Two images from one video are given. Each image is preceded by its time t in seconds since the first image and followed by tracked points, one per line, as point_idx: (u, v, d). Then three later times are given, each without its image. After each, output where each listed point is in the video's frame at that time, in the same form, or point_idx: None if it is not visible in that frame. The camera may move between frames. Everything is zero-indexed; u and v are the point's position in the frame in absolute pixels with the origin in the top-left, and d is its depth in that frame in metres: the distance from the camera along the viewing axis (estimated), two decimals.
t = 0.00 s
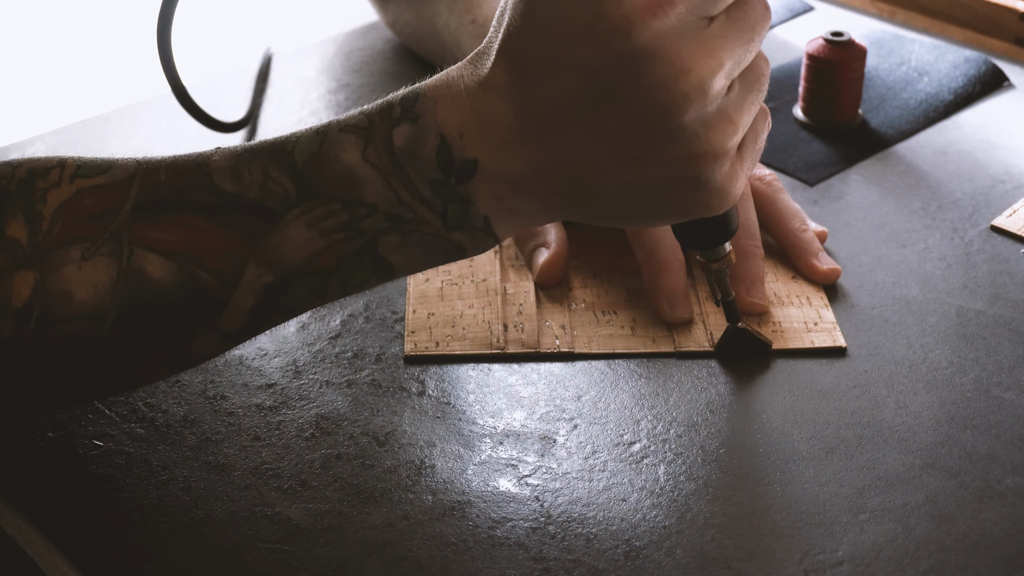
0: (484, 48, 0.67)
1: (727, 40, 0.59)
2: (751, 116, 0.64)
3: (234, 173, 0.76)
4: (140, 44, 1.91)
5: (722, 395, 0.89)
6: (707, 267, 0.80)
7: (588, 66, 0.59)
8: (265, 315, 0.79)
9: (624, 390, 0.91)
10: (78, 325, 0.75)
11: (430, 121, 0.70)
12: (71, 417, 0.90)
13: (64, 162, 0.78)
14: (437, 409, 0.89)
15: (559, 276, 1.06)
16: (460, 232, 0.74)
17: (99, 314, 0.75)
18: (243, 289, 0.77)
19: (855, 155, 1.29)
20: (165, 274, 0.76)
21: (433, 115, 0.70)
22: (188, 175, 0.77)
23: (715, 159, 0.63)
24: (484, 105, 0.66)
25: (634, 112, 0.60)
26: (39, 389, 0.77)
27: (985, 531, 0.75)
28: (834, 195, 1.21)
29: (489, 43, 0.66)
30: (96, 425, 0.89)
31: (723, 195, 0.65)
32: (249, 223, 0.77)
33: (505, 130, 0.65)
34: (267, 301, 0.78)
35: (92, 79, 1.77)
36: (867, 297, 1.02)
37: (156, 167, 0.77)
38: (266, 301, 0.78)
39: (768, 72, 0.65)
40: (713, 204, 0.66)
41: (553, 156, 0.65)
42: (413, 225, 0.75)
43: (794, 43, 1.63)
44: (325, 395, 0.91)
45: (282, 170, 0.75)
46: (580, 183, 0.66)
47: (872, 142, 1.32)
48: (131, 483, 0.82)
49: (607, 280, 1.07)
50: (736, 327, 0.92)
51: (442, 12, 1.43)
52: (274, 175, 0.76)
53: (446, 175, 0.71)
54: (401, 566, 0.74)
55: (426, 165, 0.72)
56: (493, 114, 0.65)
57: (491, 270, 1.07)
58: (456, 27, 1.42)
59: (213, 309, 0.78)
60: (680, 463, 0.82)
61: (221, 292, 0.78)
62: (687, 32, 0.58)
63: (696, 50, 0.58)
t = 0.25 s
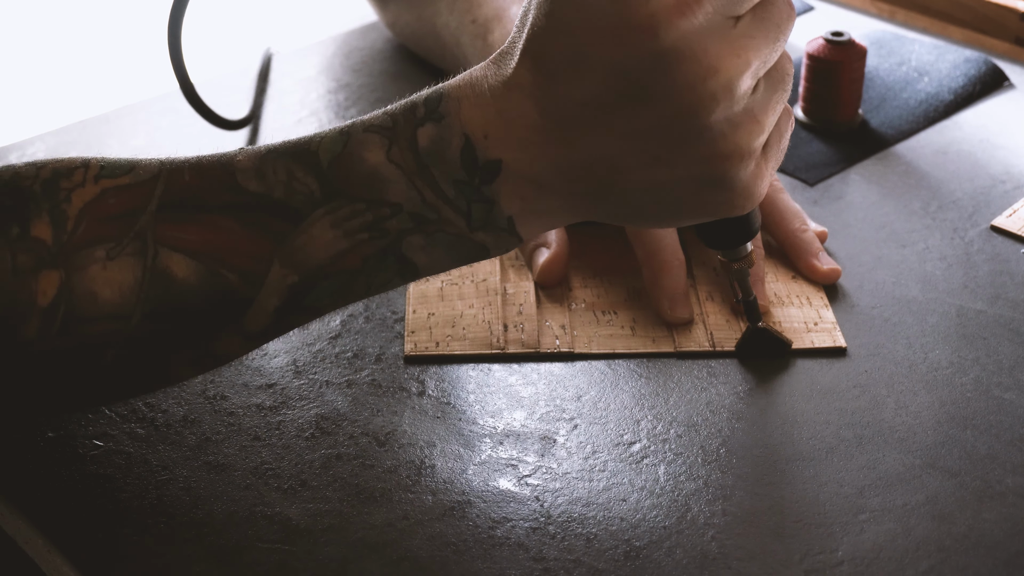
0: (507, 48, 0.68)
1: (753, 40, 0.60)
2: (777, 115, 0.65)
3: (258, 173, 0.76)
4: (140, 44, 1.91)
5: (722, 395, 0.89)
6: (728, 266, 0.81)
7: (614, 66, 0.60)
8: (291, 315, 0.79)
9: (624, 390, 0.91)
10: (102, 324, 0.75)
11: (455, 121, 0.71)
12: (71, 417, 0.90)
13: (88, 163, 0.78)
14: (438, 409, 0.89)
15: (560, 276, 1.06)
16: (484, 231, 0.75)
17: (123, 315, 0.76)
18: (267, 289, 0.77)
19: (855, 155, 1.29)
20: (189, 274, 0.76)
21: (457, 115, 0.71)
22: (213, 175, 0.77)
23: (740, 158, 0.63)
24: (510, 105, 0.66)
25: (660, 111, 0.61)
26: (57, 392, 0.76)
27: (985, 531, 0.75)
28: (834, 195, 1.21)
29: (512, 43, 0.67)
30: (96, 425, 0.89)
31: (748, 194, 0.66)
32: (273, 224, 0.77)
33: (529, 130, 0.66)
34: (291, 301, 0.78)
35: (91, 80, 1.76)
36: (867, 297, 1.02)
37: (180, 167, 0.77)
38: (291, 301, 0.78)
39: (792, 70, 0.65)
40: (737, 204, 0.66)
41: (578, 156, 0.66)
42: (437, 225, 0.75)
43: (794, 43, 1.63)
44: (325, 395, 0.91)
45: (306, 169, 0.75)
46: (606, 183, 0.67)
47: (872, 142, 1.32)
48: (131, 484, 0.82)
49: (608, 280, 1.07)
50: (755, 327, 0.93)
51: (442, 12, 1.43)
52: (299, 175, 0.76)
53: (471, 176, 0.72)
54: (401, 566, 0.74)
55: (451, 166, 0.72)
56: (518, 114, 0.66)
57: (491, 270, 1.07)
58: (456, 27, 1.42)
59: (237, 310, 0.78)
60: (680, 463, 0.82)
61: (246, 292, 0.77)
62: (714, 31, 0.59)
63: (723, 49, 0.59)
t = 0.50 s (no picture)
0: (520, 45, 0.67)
1: (769, 35, 0.60)
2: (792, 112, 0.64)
3: (270, 170, 0.76)
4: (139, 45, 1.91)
5: (722, 395, 0.89)
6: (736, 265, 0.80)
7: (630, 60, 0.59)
8: (303, 313, 0.78)
9: (624, 390, 0.91)
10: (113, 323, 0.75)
11: (466, 117, 0.70)
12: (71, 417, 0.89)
13: (99, 160, 0.77)
14: (437, 410, 0.89)
15: (557, 277, 1.06)
16: (496, 228, 0.74)
17: (135, 313, 0.75)
18: (280, 286, 0.77)
19: (855, 155, 1.29)
20: (202, 272, 0.76)
21: (469, 111, 0.70)
22: (226, 173, 0.76)
23: (755, 155, 0.63)
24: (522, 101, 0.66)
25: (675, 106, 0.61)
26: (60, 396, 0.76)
27: (985, 531, 0.75)
28: (834, 196, 1.21)
29: (525, 40, 0.66)
30: (95, 425, 0.89)
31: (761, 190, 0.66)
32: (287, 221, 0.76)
33: (541, 126, 0.66)
34: (305, 298, 0.77)
35: (92, 79, 1.77)
36: (867, 297, 1.02)
37: (192, 165, 0.77)
38: (304, 298, 0.77)
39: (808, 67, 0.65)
40: (750, 199, 0.66)
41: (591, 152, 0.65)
42: (450, 222, 0.75)
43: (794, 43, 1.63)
44: (325, 395, 0.91)
45: (319, 166, 0.75)
46: (618, 179, 0.66)
47: (872, 142, 1.32)
48: (130, 484, 0.82)
49: (607, 280, 1.07)
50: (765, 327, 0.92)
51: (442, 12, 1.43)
52: (311, 172, 0.75)
53: (483, 172, 0.71)
54: (401, 566, 0.74)
55: (463, 163, 0.72)
56: (530, 109, 0.66)
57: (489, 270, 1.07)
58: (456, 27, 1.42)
59: (249, 308, 0.77)
60: (680, 463, 0.82)
61: (259, 289, 0.77)
62: (731, 26, 0.58)
63: (740, 44, 0.59)
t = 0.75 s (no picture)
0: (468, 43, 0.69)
1: (714, 35, 0.62)
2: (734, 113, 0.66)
3: (214, 166, 0.77)
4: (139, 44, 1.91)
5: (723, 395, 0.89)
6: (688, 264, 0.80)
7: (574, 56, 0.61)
8: (239, 309, 0.80)
9: (624, 391, 0.91)
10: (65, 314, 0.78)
11: (413, 114, 0.71)
12: (72, 417, 0.90)
13: (43, 152, 0.80)
14: (436, 411, 0.89)
15: (514, 276, 1.05)
16: (440, 227, 0.76)
17: (79, 305, 0.78)
18: (219, 282, 0.79)
19: (855, 155, 1.29)
20: (140, 266, 0.78)
21: (418, 108, 0.71)
22: (168, 168, 0.77)
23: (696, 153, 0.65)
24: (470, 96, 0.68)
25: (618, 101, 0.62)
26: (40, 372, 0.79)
27: (985, 531, 0.75)
28: (833, 195, 1.21)
29: (474, 36, 0.68)
30: (96, 425, 0.89)
31: (703, 189, 0.67)
32: (232, 215, 0.78)
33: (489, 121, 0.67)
34: (244, 294, 0.80)
35: (91, 79, 1.77)
36: (867, 297, 1.02)
37: (136, 158, 0.78)
38: (242, 293, 0.80)
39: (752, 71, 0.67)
40: (691, 199, 0.68)
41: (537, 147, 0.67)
42: (393, 219, 0.76)
43: (794, 43, 1.63)
44: (325, 394, 0.91)
45: (261, 160, 0.76)
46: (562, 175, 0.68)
47: (872, 142, 1.32)
48: (131, 483, 0.82)
49: (560, 282, 1.06)
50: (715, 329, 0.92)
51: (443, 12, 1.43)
52: (253, 166, 0.76)
53: (427, 169, 0.73)
54: (401, 566, 0.74)
55: (408, 158, 0.73)
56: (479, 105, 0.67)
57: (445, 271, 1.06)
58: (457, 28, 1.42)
59: (187, 302, 0.79)
60: (680, 463, 0.82)
61: (195, 284, 0.79)
62: (676, 25, 0.60)
63: (683, 43, 0.61)
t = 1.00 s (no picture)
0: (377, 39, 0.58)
1: (617, 34, 0.52)
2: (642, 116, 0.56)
3: (117, 157, 0.68)
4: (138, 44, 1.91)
5: (722, 395, 0.89)
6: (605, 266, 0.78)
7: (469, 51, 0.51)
8: (147, 306, 0.71)
9: (624, 390, 0.91)
10: None
11: (321, 109, 0.60)
12: (72, 417, 0.90)
13: None
14: (434, 411, 0.89)
15: (442, 276, 1.06)
16: (349, 224, 0.66)
17: None
18: (120, 276, 0.69)
19: (854, 155, 1.29)
20: (41, 259, 0.70)
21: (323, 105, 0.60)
22: (69, 159, 0.69)
23: (602, 158, 0.54)
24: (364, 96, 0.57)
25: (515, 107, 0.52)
26: None
27: (985, 531, 0.75)
28: (833, 195, 1.21)
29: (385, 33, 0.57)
30: (96, 425, 0.88)
31: (611, 196, 0.57)
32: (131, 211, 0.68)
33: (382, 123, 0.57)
34: (147, 291, 0.70)
35: (90, 79, 1.77)
36: (867, 297, 1.02)
37: (39, 150, 0.70)
38: (146, 289, 0.70)
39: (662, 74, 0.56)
40: (602, 202, 0.57)
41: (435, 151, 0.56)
42: (302, 216, 0.66)
43: (794, 43, 1.62)
44: (325, 394, 0.91)
45: (164, 153, 0.67)
46: (466, 182, 0.57)
47: (872, 142, 1.32)
48: (131, 483, 0.82)
49: (489, 283, 1.07)
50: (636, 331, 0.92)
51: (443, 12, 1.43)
52: (156, 159, 0.67)
53: (335, 167, 0.62)
54: (402, 566, 0.74)
55: (315, 158, 0.63)
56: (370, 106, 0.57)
57: (372, 270, 1.07)
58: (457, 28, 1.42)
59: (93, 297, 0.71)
60: (680, 463, 0.82)
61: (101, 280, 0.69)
62: (576, 19, 0.50)
63: (585, 41, 0.50)
